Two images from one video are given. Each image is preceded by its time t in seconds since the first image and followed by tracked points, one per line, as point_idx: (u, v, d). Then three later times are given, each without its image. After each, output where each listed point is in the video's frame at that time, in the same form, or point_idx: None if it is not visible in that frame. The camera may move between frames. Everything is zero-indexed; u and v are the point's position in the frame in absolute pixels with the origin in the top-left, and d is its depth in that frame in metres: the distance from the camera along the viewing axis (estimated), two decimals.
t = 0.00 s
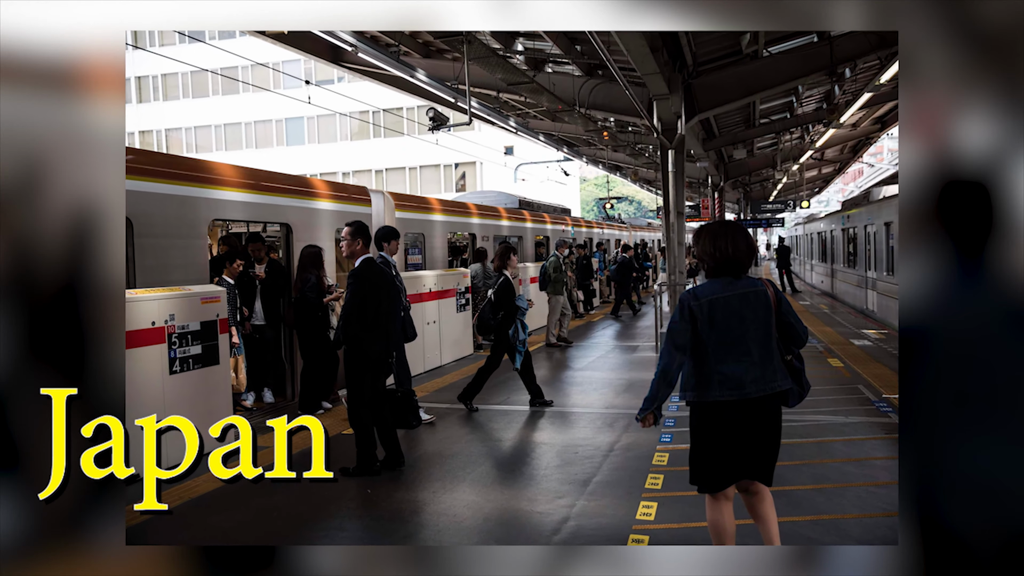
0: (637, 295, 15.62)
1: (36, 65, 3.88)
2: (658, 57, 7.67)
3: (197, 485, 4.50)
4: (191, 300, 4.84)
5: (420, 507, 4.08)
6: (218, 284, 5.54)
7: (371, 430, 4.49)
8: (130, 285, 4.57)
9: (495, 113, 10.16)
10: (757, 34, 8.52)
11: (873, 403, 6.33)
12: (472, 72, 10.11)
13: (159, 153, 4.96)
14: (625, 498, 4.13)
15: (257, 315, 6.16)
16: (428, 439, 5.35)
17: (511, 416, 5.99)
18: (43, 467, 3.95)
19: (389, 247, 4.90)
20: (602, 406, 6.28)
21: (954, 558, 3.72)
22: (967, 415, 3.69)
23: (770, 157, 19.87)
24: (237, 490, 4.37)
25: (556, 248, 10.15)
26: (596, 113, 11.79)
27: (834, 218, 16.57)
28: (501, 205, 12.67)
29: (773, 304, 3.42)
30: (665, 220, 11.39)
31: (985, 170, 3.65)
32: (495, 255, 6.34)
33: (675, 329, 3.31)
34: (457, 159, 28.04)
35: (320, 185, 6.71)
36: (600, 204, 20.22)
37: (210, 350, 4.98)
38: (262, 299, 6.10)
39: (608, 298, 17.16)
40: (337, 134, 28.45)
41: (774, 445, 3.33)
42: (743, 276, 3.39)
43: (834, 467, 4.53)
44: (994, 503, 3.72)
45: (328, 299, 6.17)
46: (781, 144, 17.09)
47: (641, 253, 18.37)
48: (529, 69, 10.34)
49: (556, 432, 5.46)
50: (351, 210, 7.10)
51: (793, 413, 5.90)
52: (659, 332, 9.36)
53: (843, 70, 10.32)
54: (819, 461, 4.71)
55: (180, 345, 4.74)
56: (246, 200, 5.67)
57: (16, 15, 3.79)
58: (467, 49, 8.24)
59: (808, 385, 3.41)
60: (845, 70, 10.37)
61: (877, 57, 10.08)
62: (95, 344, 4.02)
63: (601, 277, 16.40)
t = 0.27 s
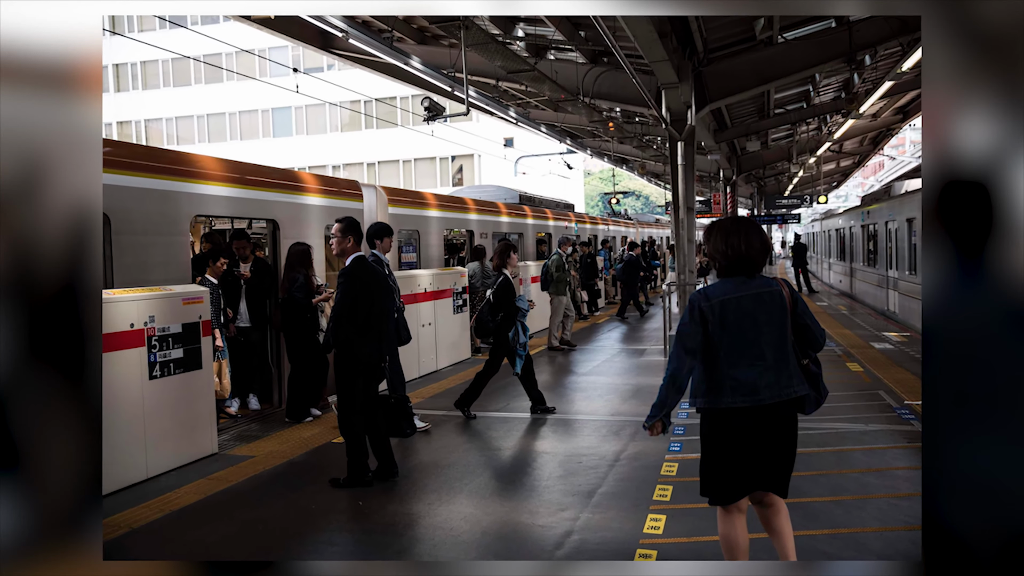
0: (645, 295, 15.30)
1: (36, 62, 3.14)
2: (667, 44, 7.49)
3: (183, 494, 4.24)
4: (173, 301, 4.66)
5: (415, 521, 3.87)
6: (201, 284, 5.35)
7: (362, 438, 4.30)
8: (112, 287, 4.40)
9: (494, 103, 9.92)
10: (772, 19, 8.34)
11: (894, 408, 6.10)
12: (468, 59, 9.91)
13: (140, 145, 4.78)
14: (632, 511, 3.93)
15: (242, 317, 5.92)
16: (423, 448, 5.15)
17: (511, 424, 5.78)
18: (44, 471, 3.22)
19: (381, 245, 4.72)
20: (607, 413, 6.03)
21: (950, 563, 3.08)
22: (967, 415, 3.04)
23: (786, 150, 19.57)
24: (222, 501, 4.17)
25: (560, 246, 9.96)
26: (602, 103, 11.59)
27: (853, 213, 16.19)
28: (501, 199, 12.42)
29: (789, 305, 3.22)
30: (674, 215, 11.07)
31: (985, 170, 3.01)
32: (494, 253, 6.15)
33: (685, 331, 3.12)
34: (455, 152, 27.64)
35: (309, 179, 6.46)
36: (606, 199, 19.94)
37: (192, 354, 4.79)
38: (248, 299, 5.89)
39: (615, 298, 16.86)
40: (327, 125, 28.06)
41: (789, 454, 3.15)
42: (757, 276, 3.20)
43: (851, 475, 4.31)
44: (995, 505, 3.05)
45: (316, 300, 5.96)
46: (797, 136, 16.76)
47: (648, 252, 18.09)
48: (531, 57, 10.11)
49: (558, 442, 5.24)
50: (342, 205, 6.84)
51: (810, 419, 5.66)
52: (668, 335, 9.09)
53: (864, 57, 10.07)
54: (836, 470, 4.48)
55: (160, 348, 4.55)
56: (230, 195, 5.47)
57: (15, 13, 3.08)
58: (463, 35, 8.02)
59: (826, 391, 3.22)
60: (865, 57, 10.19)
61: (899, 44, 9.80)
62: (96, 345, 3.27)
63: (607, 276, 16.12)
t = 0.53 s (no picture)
0: (652, 295, 15.03)
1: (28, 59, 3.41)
2: (676, 32, 7.38)
3: (166, 506, 4.10)
4: (154, 303, 4.48)
5: (410, 534, 3.70)
6: (182, 284, 5.23)
7: (354, 446, 4.16)
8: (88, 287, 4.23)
9: (493, 93, 9.62)
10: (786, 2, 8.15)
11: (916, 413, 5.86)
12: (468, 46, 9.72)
13: (119, 138, 4.61)
14: (638, 523, 3.76)
15: (227, 319, 5.85)
16: (418, 457, 4.97)
17: (510, 432, 5.59)
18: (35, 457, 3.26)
19: (374, 242, 4.55)
20: (613, 420, 5.85)
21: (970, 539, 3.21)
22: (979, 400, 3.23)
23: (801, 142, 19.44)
24: (205, 512, 4.01)
25: (562, 244, 9.76)
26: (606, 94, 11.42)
27: (870, 209, 15.90)
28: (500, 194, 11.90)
29: (804, 306, 3.06)
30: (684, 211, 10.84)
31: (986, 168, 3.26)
32: (494, 251, 5.98)
33: (695, 333, 2.95)
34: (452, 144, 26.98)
35: (298, 174, 6.25)
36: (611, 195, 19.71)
37: (175, 358, 4.62)
38: (232, 300, 5.77)
39: (620, 298, 16.62)
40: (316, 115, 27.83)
41: (805, 463, 2.98)
42: (770, 275, 3.03)
43: (869, 486, 4.12)
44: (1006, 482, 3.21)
45: (305, 300, 5.77)
46: (813, 129, 16.51)
47: (656, 250, 17.82)
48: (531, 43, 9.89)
49: (561, 451, 5.06)
50: (331, 201, 6.62)
51: (826, 425, 5.44)
52: (677, 338, 8.86)
53: (882, 44, 9.90)
54: (855, 477, 4.29)
55: (140, 352, 4.39)
56: (215, 191, 5.30)
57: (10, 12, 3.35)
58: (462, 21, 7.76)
59: (843, 397, 3.05)
60: (886, 45, 10.06)
61: (921, 30, 9.57)
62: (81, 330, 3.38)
63: (613, 276, 15.87)
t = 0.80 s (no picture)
0: (660, 296, 14.81)
1: None
2: (684, 19, 7.25)
3: (147, 517, 3.96)
4: (136, 304, 4.34)
5: (405, 547, 3.55)
6: (165, 284, 5.10)
7: (346, 455, 4.02)
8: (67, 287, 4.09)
9: (492, 82, 9.46)
10: None
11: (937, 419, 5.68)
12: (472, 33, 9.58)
13: (99, 131, 4.46)
14: (645, 536, 3.61)
15: (212, 321, 5.68)
16: (413, 466, 4.82)
17: (509, 440, 5.44)
18: None
19: (367, 240, 4.41)
20: (618, 427, 5.70)
21: None
22: None
23: (816, 136, 18.98)
24: (188, 523, 3.86)
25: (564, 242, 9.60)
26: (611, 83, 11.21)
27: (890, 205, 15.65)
28: (500, 188, 11.91)
29: (820, 307, 2.91)
30: (692, 208, 10.66)
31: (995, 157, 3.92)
32: (494, 250, 5.83)
33: (704, 336, 2.80)
34: (449, 137, 26.58)
35: (286, 168, 6.10)
36: (616, 190, 19.53)
37: (157, 361, 4.48)
38: (215, 300, 5.66)
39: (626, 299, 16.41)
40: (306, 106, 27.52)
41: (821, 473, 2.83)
42: (784, 274, 2.88)
43: (888, 497, 3.96)
44: None
45: (295, 301, 5.61)
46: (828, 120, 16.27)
47: (664, 247, 17.62)
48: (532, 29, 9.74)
49: (564, 459, 4.91)
50: (322, 195, 6.45)
51: (841, 433, 5.27)
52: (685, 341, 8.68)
53: (903, 31, 9.72)
54: (873, 488, 4.13)
55: (121, 355, 4.24)
56: (199, 186, 5.15)
57: None
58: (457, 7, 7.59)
59: (860, 402, 2.90)
60: (906, 32, 9.86)
61: (943, 16, 9.38)
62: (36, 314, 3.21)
63: (618, 276, 15.68)
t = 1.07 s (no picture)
0: (666, 296, 14.62)
1: None
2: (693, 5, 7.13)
3: (129, 529, 3.83)
4: (116, 304, 4.21)
5: (400, 560, 3.42)
6: (148, 284, 4.96)
7: (338, 463, 3.88)
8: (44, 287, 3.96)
9: (493, 73, 9.32)
10: None
11: (958, 425, 5.52)
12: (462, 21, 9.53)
13: (79, 124, 4.34)
14: (651, 548, 3.47)
15: (197, 322, 5.52)
16: (408, 475, 4.68)
17: (509, 447, 5.30)
18: None
19: (359, 237, 4.30)
20: (623, 434, 5.56)
21: None
22: None
23: (831, 126, 19.06)
24: (172, 535, 3.74)
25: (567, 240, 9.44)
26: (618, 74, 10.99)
27: (909, 201, 15.45)
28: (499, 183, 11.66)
29: (836, 308, 2.77)
30: (701, 204, 10.50)
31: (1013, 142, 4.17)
32: (493, 248, 5.69)
33: (713, 339, 2.67)
34: (445, 130, 26.45)
35: (275, 162, 5.95)
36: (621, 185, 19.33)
37: (139, 365, 4.35)
38: (202, 301, 5.47)
39: (631, 299, 16.25)
40: (296, 95, 27.22)
41: (837, 482, 2.70)
42: (798, 274, 2.74)
43: (907, 508, 3.82)
44: None
45: (284, 302, 5.47)
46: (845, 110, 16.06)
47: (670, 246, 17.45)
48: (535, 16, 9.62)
49: (566, 467, 4.78)
50: (311, 191, 6.30)
51: (856, 439, 5.12)
52: (693, 344, 8.54)
53: (923, 18, 9.54)
54: (891, 497, 3.99)
55: (101, 359, 4.12)
56: (183, 181, 5.02)
57: None
58: None
59: (878, 409, 2.77)
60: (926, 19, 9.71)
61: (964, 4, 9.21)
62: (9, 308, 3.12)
63: (623, 276, 15.51)
